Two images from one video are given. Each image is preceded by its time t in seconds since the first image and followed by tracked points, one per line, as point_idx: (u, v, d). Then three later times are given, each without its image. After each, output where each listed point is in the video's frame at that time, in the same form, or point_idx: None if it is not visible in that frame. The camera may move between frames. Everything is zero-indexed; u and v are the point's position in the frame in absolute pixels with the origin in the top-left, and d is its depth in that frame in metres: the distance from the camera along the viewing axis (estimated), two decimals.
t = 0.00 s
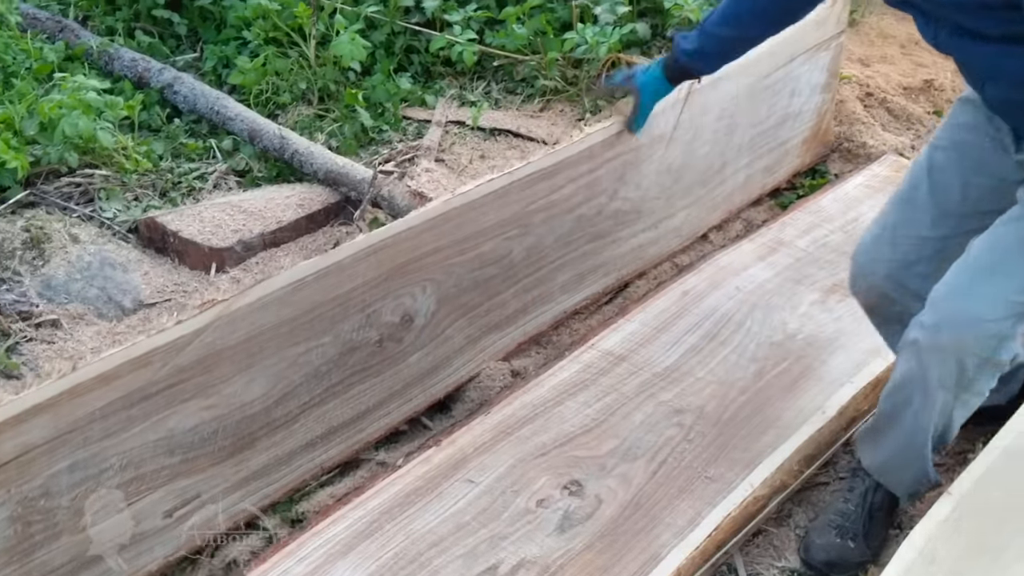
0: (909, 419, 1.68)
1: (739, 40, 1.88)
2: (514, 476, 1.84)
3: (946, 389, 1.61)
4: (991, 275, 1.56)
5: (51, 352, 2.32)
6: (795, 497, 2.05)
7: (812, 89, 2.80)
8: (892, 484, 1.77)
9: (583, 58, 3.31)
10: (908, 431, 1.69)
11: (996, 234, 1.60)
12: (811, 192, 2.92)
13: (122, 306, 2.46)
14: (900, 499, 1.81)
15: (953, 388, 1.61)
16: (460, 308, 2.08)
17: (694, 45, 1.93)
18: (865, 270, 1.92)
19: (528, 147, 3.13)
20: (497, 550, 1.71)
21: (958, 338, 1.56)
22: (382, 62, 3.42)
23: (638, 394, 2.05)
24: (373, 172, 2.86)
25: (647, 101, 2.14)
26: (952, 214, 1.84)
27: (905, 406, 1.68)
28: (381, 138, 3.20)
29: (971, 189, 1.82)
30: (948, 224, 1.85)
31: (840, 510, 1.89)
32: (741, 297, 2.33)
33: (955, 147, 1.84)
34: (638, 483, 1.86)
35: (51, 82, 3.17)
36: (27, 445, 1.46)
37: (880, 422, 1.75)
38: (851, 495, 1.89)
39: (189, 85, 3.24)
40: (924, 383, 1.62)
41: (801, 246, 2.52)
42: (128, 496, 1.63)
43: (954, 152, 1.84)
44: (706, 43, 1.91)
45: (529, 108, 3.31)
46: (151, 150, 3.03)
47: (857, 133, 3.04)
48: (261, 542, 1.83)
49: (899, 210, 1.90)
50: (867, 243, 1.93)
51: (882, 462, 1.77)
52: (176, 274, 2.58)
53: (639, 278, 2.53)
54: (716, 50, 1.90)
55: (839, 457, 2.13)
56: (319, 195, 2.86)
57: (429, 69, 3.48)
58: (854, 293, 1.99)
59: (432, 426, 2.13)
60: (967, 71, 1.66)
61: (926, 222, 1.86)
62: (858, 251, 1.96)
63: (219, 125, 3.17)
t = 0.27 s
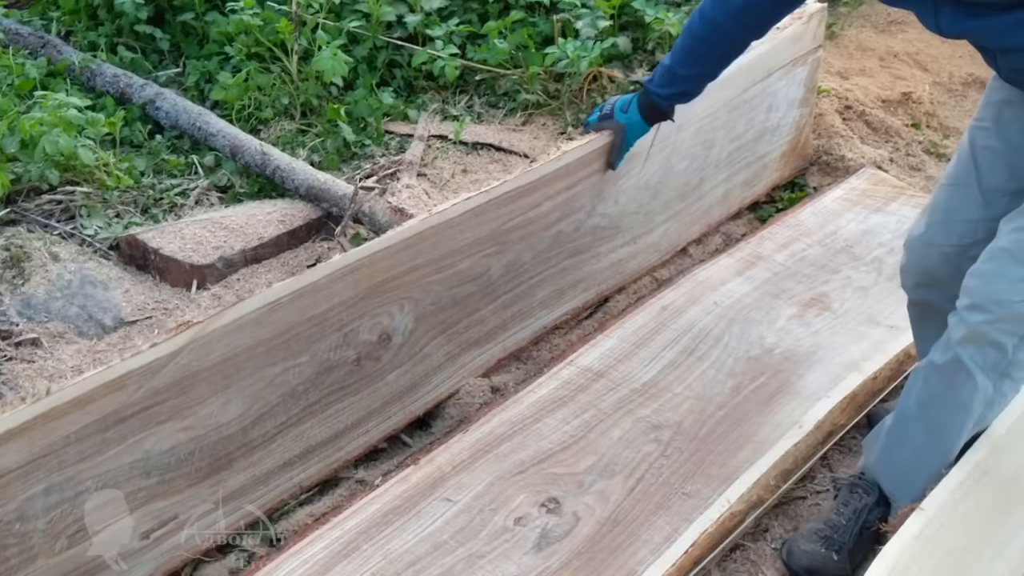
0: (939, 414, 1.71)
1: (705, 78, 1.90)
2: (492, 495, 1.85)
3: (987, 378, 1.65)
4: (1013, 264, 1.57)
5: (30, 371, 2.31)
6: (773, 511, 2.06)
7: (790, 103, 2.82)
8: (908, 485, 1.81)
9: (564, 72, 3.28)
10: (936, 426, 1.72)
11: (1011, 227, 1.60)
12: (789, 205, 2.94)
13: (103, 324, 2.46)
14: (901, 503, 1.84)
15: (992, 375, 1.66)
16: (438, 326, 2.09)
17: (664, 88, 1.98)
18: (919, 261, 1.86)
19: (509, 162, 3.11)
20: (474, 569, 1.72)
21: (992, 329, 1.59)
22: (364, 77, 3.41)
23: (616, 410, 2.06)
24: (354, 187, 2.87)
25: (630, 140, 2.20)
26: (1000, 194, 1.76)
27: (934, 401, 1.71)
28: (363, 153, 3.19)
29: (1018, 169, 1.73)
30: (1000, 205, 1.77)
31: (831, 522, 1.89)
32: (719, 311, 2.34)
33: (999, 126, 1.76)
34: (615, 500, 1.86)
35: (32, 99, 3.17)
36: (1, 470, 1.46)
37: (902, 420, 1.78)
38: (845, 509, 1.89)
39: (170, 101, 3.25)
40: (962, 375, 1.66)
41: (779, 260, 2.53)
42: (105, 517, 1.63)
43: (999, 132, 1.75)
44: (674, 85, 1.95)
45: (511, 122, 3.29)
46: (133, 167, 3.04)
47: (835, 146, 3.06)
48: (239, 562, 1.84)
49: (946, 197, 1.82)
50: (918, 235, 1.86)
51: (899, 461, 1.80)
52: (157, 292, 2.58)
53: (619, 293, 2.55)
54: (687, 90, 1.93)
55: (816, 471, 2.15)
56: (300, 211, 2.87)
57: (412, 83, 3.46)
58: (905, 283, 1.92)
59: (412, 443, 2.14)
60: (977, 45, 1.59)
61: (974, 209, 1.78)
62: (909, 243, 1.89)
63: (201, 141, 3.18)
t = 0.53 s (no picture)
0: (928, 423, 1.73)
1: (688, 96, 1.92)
2: (474, 510, 1.86)
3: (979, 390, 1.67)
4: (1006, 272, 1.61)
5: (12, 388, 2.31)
6: (756, 523, 2.07)
7: (770, 116, 2.84)
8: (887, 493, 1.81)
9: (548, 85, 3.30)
10: (925, 436, 1.74)
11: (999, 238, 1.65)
12: (771, 217, 2.96)
13: (86, 340, 2.45)
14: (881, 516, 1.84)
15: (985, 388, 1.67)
16: (421, 340, 2.09)
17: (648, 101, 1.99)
18: (913, 273, 1.85)
19: (494, 174, 3.12)
20: None
21: (984, 338, 1.62)
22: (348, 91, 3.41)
23: (598, 423, 2.07)
24: (338, 202, 2.87)
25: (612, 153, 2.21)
26: (991, 207, 1.73)
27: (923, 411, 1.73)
28: (347, 166, 3.19)
29: (1010, 182, 1.71)
30: (993, 219, 1.74)
31: (812, 535, 1.92)
32: (700, 324, 2.36)
33: (989, 142, 1.73)
34: (597, 514, 1.87)
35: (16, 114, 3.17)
36: None
37: (889, 428, 1.80)
38: (826, 521, 1.91)
39: (154, 116, 3.25)
40: (954, 384, 1.69)
41: (760, 272, 2.55)
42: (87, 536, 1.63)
43: (991, 146, 1.72)
44: (659, 99, 1.97)
45: (495, 135, 3.30)
46: (116, 182, 3.04)
47: (816, 158, 3.09)
48: None
49: (939, 210, 1.81)
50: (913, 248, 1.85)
51: (881, 468, 1.80)
52: (140, 307, 2.58)
53: (602, 305, 2.56)
54: (671, 106, 1.95)
55: (798, 483, 2.17)
56: (284, 226, 2.87)
57: (396, 96, 3.47)
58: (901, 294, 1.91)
59: (395, 458, 2.14)
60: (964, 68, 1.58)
61: (966, 222, 1.76)
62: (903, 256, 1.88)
63: (185, 156, 3.18)
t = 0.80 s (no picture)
0: (917, 447, 1.69)
1: (685, 111, 1.93)
2: (462, 522, 1.86)
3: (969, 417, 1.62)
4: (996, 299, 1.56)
5: None
6: (742, 532, 2.08)
7: (756, 127, 2.87)
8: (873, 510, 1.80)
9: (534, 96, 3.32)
10: (914, 460, 1.70)
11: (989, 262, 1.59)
12: (757, 227, 2.98)
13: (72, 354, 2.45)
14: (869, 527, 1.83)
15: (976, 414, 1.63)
16: (409, 352, 2.10)
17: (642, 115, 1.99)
18: (898, 290, 1.87)
19: (481, 185, 3.13)
20: None
21: (975, 366, 1.58)
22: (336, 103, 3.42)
23: (586, 434, 2.08)
24: (325, 214, 2.88)
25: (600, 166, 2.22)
26: (973, 228, 1.75)
27: (913, 434, 1.70)
28: (335, 178, 3.20)
29: (992, 201, 1.72)
30: (974, 241, 1.75)
31: (801, 545, 1.92)
32: (687, 334, 2.37)
33: (971, 159, 1.74)
34: (584, 524, 1.88)
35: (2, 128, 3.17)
36: None
37: (878, 448, 1.77)
38: (816, 533, 1.91)
39: (141, 129, 3.25)
40: (944, 410, 1.64)
41: (746, 281, 2.57)
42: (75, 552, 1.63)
43: (973, 164, 1.73)
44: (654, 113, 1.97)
45: (482, 146, 3.31)
46: (104, 195, 3.04)
47: (801, 168, 3.11)
48: None
49: (922, 229, 1.82)
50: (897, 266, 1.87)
51: (870, 485, 1.79)
52: (127, 320, 2.57)
53: (589, 316, 2.57)
54: (668, 122, 1.96)
55: (784, 492, 2.18)
56: (271, 238, 2.87)
57: (384, 107, 3.48)
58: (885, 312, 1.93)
59: (383, 470, 2.15)
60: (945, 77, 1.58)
61: (950, 242, 1.77)
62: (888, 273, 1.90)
63: (172, 168, 3.18)
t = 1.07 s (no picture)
0: (894, 445, 1.71)
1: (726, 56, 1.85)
2: (453, 527, 1.86)
3: (942, 412, 1.65)
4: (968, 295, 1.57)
5: None
6: (734, 535, 2.08)
7: (744, 132, 2.88)
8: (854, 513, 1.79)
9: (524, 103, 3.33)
10: (892, 457, 1.72)
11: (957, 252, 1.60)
12: (747, 231, 2.99)
13: (62, 362, 2.44)
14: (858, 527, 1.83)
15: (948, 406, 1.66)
16: (400, 358, 2.10)
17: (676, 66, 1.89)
18: (872, 283, 1.86)
19: (472, 191, 3.15)
20: None
21: (948, 363, 1.60)
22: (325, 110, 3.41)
23: (578, 438, 2.08)
24: (315, 221, 2.87)
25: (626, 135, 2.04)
26: (937, 216, 1.74)
27: (889, 433, 1.70)
28: (325, 185, 3.19)
29: (954, 189, 1.72)
30: (940, 228, 1.75)
31: (785, 549, 1.88)
32: (677, 338, 2.38)
33: (931, 147, 1.73)
34: (576, 529, 1.88)
35: None
36: None
37: (855, 448, 1.78)
38: (798, 535, 1.88)
39: (130, 136, 3.25)
40: (919, 407, 1.66)
41: (736, 285, 2.58)
42: (66, 559, 1.62)
43: (932, 152, 1.73)
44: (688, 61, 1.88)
45: (473, 153, 3.32)
46: (93, 203, 3.03)
47: (790, 173, 3.12)
48: None
49: (888, 221, 1.81)
50: (870, 261, 1.86)
51: (850, 487, 1.78)
52: (117, 328, 2.56)
53: (580, 321, 2.57)
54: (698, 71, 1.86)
55: (776, 495, 2.18)
56: (261, 245, 2.87)
57: (374, 115, 3.48)
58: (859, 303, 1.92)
59: (374, 476, 2.14)
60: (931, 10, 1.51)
61: (917, 232, 1.77)
62: (862, 269, 1.89)
63: (162, 176, 3.18)
